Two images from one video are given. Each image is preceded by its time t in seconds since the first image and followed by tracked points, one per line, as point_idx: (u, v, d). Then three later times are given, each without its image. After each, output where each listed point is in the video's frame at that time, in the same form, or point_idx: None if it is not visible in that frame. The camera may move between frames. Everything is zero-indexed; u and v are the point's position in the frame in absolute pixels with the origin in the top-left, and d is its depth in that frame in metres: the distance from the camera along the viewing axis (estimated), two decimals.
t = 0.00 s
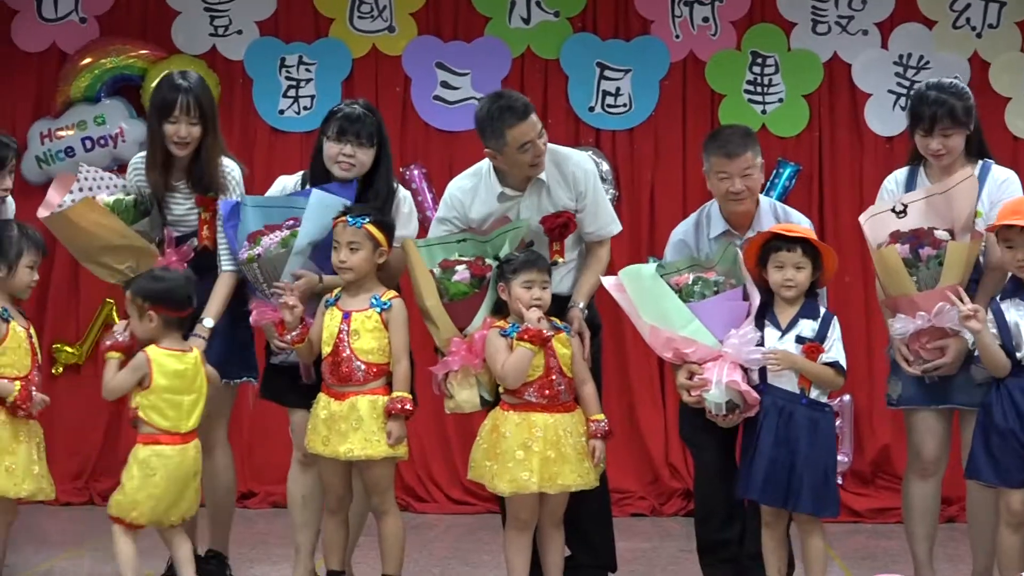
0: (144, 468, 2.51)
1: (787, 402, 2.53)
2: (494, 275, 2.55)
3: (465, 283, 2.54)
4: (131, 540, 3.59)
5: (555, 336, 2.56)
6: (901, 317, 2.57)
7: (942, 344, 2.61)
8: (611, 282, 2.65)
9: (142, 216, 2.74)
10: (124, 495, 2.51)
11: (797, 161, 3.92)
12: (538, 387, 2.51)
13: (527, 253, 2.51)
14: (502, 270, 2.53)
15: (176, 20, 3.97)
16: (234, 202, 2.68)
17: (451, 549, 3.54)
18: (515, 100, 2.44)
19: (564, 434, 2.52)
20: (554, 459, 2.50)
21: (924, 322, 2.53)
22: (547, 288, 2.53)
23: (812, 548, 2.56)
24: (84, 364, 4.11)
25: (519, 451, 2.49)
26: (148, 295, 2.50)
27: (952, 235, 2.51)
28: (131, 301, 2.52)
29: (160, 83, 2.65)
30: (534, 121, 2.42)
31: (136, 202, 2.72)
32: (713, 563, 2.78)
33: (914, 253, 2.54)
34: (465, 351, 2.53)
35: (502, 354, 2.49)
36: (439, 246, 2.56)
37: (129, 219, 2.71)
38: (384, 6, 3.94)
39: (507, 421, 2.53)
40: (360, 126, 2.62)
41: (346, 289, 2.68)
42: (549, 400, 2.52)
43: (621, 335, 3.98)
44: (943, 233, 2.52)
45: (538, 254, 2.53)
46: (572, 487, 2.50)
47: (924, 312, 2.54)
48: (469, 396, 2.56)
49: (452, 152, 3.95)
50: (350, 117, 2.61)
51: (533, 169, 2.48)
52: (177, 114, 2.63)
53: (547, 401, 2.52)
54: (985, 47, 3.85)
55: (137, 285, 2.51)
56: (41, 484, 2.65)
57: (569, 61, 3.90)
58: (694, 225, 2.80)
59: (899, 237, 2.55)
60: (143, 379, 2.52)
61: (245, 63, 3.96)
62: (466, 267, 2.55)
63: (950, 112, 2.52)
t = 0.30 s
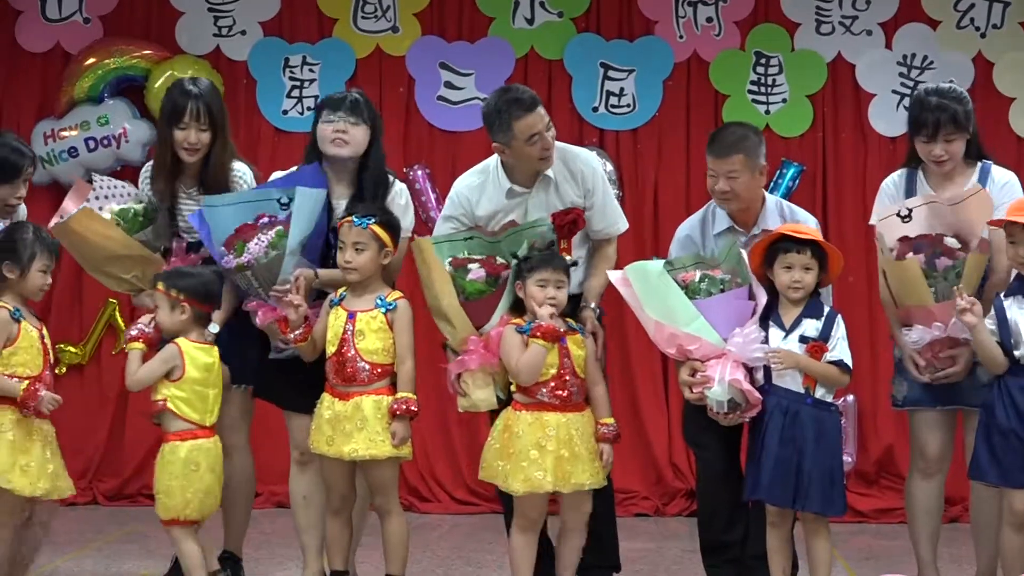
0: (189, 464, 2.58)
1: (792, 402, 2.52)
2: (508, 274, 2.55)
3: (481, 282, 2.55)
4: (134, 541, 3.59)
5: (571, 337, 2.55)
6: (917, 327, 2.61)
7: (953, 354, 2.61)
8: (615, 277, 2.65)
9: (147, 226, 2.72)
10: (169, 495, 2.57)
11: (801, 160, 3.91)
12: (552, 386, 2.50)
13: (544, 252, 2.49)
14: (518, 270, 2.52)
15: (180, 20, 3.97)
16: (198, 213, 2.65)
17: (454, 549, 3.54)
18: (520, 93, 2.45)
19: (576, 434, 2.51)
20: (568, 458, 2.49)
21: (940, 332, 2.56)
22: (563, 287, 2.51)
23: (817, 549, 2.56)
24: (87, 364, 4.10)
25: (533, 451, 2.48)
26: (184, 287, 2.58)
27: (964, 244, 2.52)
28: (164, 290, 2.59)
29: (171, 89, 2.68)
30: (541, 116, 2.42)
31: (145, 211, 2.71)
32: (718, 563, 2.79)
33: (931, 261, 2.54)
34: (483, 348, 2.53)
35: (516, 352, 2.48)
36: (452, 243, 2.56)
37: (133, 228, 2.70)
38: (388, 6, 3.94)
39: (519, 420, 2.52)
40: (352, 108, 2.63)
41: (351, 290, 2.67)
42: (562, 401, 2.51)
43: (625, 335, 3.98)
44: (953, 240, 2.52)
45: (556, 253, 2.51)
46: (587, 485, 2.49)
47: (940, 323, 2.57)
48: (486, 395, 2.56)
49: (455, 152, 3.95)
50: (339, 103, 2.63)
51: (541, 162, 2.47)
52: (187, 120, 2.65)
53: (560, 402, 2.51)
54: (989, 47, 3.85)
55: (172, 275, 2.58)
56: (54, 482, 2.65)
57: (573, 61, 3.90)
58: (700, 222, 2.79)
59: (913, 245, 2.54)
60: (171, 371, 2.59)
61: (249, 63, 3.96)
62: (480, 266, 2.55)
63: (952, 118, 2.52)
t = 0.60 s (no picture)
0: (219, 461, 2.59)
1: (799, 402, 2.50)
2: (542, 276, 2.56)
3: (515, 284, 2.55)
4: (146, 541, 3.60)
5: (610, 339, 2.55)
6: (935, 330, 2.57)
7: (972, 356, 2.59)
8: (628, 273, 2.63)
9: (163, 235, 2.71)
10: (199, 491, 2.56)
11: (812, 160, 3.91)
12: (592, 391, 2.51)
13: (591, 254, 2.50)
14: (564, 271, 2.52)
15: (191, 21, 3.98)
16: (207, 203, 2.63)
17: (467, 550, 3.55)
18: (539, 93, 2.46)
19: (615, 436, 2.51)
20: (605, 461, 2.49)
21: (958, 334, 2.54)
22: (607, 292, 2.52)
23: (831, 550, 2.55)
24: (100, 365, 4.11)
25: (570, 453, 2.49)
26: (211, 287, 2.58)
27: (978, 245, 2.52)
28: (189, 289, 2.59)
29: (174, 93, 2.66)
30: (561, 115, 2.43)
31: (163, 219, 2.70)
32: (730, 563, 2.76)
33: (947, 263, 2.53)
34: (521, 350, 2.53)
35: (557, 355, 2.48)
36: (484, 242, 2.57)
37: (148, 238, 2.68)
38: (399, 7, 3.94)
39: (559, 423, 2.53)
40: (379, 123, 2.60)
41: (364, 290, 2.67)
42: (602, 403, 2.52)
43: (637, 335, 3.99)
44: (970, 243, 2.52)
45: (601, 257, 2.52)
46: (624, 489, 2.48)
47: (958, 325, 2.55)
48: (524, 396, 2.56)
49: (467, 152, 3.96)
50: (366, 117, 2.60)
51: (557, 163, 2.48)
52: (186, 124, 2.64)
53: (600, 405, 2.52)
54: (1001, 47, 3.84)
55: (199, 275, 2.59)
56: (82, 480, 2.64)
57: (584, 61, 3.90)
58: (712, 219, 2.78)
59: (928, 248, 2.54)
60: (204, 370, 2.59)
61: (260, 64, 3.97)
62: (511, 267, 2.56)
63: (964, 118, 2.51)
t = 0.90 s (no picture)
0: (237, 458, 2.61)
1: (810, 402, 2.49)
2: (555, 270, 2.52)
3: (525, 280, 2.52)
4: (156, 541, 3.60)
5: (635, 338, 2.57)
6: (949, 329, 2.58)
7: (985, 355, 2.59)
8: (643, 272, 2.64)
9: (176, 237, 2.69)
10: (220, 485, 2.58)
11: (822, 160, 3.91)
12: (620, 388, 2.52)
13: (618, 256, 2.51)
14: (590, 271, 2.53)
15: (201, 21, 3.98)
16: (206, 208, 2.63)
17: (477, 550, 3.55)
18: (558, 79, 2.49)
19: (650, 436, 2.52)
20: (642, 460, 2.50)
21: (974, 334, 2.54)
22: (631, 294, 2.52)
23: (842, 550, 2.55)
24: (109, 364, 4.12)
25: (607, 454, 2.50)
26: (233, 290, 2.60)
27: (994, 245, 2.52)
28: (211, 292, 2.60)
29: (177, 97, 2.65)
30: (580, 99, 2.45)
31: (175, 219, 2.68)
32: (741, 564, 2.76)
33: (962, 263, 2.53)
34: (531, 346, 2.50)
35: (581, 356, 2.50)
36: (498, 239, 2.57)
37: (162, 239, 2.66)
38: (409, 7, 3.95)
39: (592, 425, 2.53)
40: (408, 147, 2.56)
41: (373, 290, 2.65)
42: (631, 402, 2.53)
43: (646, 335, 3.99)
44: (984, 243, 2.51)
45: (628, 259, 2.53)
46: (661, 487, 2.50)
47: (973, 324, 2.55)
48: (538, 391, 2.54)
49: (477, 153, 3.96)
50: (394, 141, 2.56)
51: (570, 148, 2.49)
52: (189, 125, 2.62)
53: (630, 403, 2.52)
54: (1011, 47, 3.84)
55: (220, 276, 2.59)
56: (87, 477, 2.64)
57: (593, 61, 3.90)
58: (723, 216, 2.77)
59: (944, 247, 2.53)
60: (224, 370, 2.61)
61: (270, 64, 3.97)
62: (525, 262, 2.53)
63: (969, 114, 2.50)
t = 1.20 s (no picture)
0: (256, 454, 2.63)
1: (825, 402, 2.48)
2: (561, 261, 2.50)
3: (530, 271, 2.51)
4: (166, 540, 3.61)
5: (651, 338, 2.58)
6: (967, 333, 2.56)
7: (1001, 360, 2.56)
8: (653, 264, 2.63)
9: (176, 234, 2.71)
10: (238, 483, 2.59)
11: (832, 160, 3.90)
12: (637, 387, 2.52)
13: (629, 256, 2.52)
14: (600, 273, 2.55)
15: (211, 22, 3.99)
16: (234, 204, 2.63)
17: (487, 550, 3.55)
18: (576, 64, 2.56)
19: (666, 432, 2.53)
20: (659, 456, 2.50)
21: (991, 339, 2.52)
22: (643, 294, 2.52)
23: (855, 550, 2.55)
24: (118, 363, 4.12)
25: (626, 449, 2.50)
26: (254, 287, 2.63)
27: (1010, 248, 2.51)
28: (235, 291, 2.62)
29: (186, 81, 2.68)
30: (593, 81, 2.51)
31: (178, 218, 2.70)
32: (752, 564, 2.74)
33: (980, 268, 2.52)
34: (534, 338, 2.48)
35: (598, 354, 2.50)
36: (514, 233, 2.56)
37: (162, 236, 2.69)
38: (419, 7, 3.95)
39: (609, 422, 2.54)
40: (436, 161, 2.58)
41: (382, 289, 2.65)
42: (649, 399, 2.53)
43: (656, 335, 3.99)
44: (1000, 246, 2.51)
45: (639, 258, 2.53)
46: (677, 484, 2.50)
47: (990, 329, 2.53)
48: (537, 381, 2.51)
49: (488, 153, 3.97)
50: (424, 154, 2.59)
51: (585, 129, 2.55)
52: (217, 101, 2.67)
53: (647, 401, 2.52)
54: (1021, 47, 3.83)
55: (242, 276, 2.63)
56: (80, 477, 2.64)
57: (603, 61, 3.90)
58: (733, 210, 2.76)
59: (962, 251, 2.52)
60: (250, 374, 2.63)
61: (280, 65, 3.98)
62: (533, 254, 2.52)
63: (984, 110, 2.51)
